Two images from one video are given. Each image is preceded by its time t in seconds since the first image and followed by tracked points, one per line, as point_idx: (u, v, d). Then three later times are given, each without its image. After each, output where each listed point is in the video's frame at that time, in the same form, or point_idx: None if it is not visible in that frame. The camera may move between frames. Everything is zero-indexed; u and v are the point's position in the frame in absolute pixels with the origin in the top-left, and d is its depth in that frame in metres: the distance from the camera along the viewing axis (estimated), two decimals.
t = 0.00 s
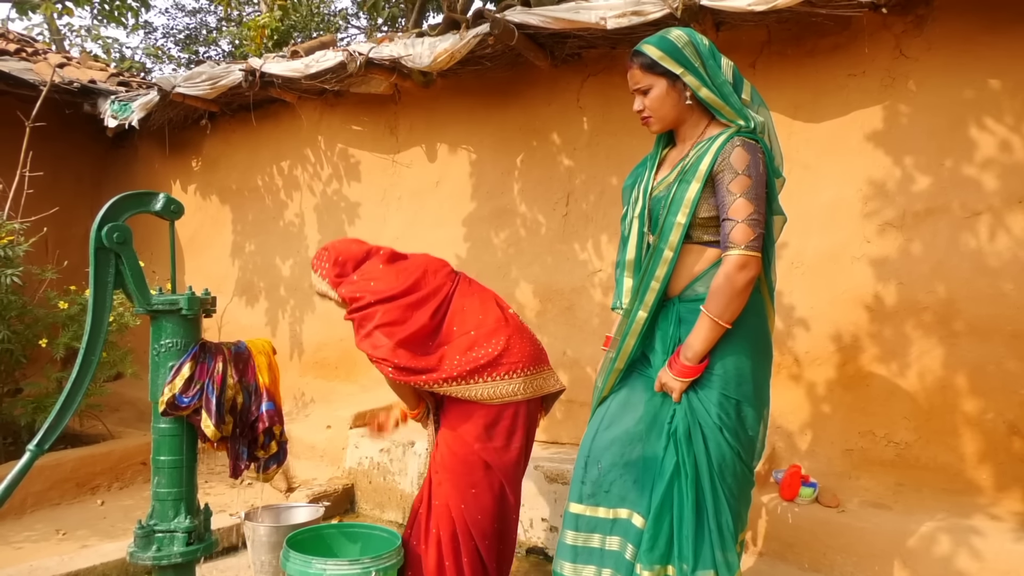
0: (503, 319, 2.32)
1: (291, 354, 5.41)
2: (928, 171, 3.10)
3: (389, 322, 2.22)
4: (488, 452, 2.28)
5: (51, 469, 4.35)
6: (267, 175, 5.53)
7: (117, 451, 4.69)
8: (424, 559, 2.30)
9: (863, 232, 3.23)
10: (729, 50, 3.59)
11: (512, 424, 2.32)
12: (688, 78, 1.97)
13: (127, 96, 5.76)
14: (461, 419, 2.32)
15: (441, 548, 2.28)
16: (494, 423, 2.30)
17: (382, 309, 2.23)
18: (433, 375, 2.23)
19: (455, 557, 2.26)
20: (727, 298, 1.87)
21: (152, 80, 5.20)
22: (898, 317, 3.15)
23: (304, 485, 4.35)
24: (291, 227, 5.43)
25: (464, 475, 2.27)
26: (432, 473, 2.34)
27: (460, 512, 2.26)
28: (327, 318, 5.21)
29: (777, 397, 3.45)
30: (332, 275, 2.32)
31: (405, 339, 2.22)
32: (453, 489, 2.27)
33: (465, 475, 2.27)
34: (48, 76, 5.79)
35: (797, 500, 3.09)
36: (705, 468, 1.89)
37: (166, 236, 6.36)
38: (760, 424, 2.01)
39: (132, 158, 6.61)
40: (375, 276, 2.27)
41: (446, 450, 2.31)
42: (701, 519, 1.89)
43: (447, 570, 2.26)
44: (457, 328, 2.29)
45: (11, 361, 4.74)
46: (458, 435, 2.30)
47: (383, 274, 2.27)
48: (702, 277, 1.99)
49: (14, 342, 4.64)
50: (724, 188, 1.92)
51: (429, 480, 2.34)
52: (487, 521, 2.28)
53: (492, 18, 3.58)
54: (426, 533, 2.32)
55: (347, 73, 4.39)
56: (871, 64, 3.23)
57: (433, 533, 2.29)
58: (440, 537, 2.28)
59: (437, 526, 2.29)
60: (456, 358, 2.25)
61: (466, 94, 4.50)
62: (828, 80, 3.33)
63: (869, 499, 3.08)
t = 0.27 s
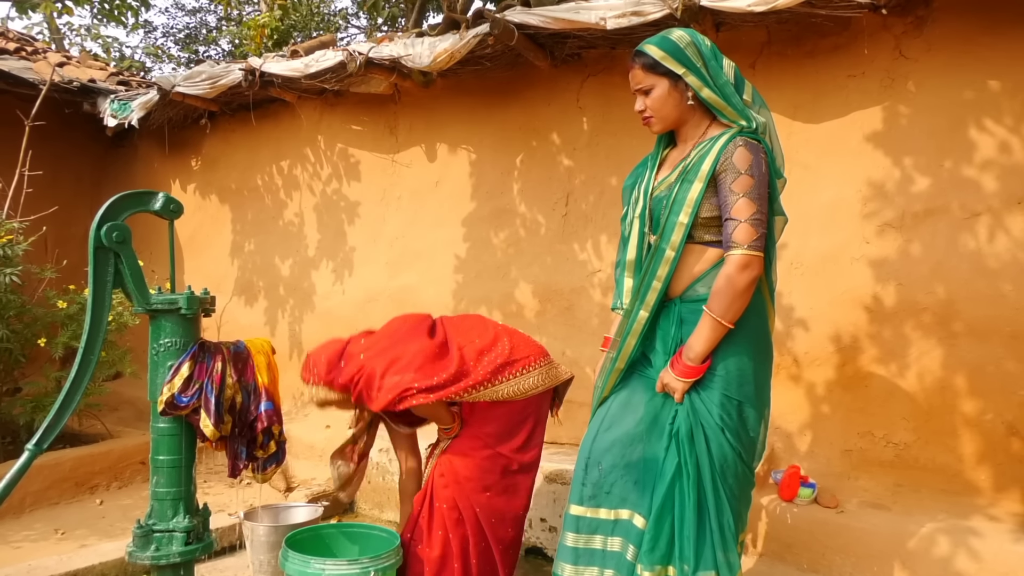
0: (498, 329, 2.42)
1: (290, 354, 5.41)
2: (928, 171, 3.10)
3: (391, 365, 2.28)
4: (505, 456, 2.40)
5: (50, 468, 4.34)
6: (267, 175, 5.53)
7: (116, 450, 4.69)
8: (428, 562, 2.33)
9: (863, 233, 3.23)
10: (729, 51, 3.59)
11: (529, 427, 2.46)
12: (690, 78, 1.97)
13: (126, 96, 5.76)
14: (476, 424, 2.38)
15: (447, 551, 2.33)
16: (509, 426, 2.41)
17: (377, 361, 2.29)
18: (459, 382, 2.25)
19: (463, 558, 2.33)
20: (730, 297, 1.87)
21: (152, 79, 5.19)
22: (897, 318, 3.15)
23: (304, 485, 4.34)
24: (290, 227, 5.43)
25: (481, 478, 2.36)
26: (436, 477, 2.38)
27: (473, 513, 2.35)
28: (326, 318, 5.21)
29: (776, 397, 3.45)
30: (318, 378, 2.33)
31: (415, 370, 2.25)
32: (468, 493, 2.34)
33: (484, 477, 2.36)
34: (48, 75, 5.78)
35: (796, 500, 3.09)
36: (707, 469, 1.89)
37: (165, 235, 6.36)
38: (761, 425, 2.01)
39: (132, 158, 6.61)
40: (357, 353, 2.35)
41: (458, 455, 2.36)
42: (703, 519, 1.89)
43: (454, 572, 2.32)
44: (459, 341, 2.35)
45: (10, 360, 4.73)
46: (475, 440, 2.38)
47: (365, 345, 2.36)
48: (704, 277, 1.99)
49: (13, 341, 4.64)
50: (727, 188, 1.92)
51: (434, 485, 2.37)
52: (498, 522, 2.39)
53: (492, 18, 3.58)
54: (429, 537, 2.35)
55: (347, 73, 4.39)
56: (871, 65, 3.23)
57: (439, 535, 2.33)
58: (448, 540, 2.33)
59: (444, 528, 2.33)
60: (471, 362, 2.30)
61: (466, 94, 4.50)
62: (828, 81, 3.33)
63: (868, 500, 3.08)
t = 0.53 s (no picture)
0: (496, 332, 2.44)
1: (289, 354, 5.40)
2: (927, 172, 3.10)
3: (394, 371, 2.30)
4: (510, 456, 2.40)
5: (49, 468, 4.34)
6: (266, 175, 5.53)
7: (115, 450, 4.69)
8: (429, 561, 2.33)
9: (862, 233, 3.23)
10: (728, 51, 3.59)
11: (532, 428, 2.46)
12: (692, 78, 1.97)
13: (126, 95, 5.75)
14: (481, 423, 2.39)
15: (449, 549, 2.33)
16: (515, 427, 2.41)
17: (376, 378, 2.29)
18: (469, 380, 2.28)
19: (464, 558, 2.33)
20: (731, 298, 1.87)
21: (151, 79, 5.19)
22: (896, 318, 3.15)
23: (303, 485, 4.35)
24: (290, 227, 5.42)
25: (486, 479, 2.36)
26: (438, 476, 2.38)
27: (477, 514, 2.35)
28: (326, 318, 5.21)
29: (776, 398, 3.45)
30: (322, 411, 2.34)
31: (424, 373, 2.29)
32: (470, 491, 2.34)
33: (488, 477, 2.36)
34: (47, 74, 5.78)
35: (795, 500, 3.10)
36: (706, 470, 1.89)
37: (165, 235, 6.36)
38: (760, 425, 2.01)
39: (131, 158, 6.61)
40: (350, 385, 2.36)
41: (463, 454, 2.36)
42: (702, 520, 1.89)
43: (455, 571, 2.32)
44: (458, 349, 2.38)
45: (9, 360, 4.73)
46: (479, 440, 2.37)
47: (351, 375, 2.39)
48: (704, 278, 1.99)
49: (12, 341, 4.64)
50: (728, 189, 1.92)
51: (436, 484, 2.36)
52: (501, 522, 2.40)
53: (491, 18, 3.58)
54: (430, 537, 2.35)
55: (347, 73, 4.39)
56: (870, 65, 3.23)
57: (441, 535, 2.33)
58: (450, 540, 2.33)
59: (446, 527, 2.33)
60: (470, 363, 2.31)
61: (465, 94, 4.50)
62: (828, 81, 3.33)
63: (867, 500, 3.08)
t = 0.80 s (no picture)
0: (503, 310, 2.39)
1: (288, 355, 5.40)
2: (926, 172, 3.10)
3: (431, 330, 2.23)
4: (508, 447, 2.40)
5: (48, 469, 4.34)
6: (265, 175, 5.53)
7: (114, 451, 4.68)
8: (435, 554, 2.28)
9: (861, 233, 3.23)
10: (727, 51, 3.59)
11: (528, 419, 2.47)
12: (690, 78, 1.97)
13: (125, 96, 5.75)
14: (480, 414, 2.38)
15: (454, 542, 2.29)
16: (513, 419, 2.42)
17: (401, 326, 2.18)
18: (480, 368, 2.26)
19: (469, 550, 2.29)
20: (728, 299, 1.88)
21: (150, 79, 5.19)
22: (895, 318, 3.15)
23: (302, 485, 4.35)
24: (289, 227, 5.42)
25: (487, 469, 2.34)
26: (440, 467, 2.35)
27: (481, 505, 2.32)
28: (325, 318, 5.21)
29: (775, 397, 3.46)
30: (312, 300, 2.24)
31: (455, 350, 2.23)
32: (472, 481, 2.32)
33: (488, 467, 2.35)
34: (46, 75, 5.78)
35: (794, 500, 3.10)
36: (703, 469, 1.89)
37: (164, 236, 6.36)
38: (758, 425, 2.01)
39: (130, 158, 6.61)
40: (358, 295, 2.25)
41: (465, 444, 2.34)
42: (699, 520, 1.89)
43: (460, 564, 2.28)
44: (470, 324, 2.31)
45: (8, 361, 4.73)
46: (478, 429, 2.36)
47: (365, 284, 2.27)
48: (702, 278, 1.99)
49: (10, 342, 4.64)
50: (726, 190, 1.92)
51: (439, 476, 2.34)
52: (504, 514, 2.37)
53: (490, 18, 3.58)
54: (435, 529, 2.31)
55: (346, 73, 4.39)
56: (868, 66, 3.23)
57: (447, 527, 2.29)
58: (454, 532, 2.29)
59: (452, 520, 2.29)
60: (482, 347, 2.28)
61: (464, 94, 4.50)
62: (826, 81, 3.33)
63: (867, 500, 3.09)
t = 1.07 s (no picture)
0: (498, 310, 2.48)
1: (288, 355, 5.40)
2: (925, 171, 3.11)
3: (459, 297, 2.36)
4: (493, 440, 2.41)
5: (47, 469, 4.34)
6: (264, 175, 5.53)
7: (113, 451, 4.68)
8: (429, 547, 2.29)
9: (860, 233, 3.23)
10: (726, 51, 3.59)
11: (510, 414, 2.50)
12: (687, 78, 1.97)
13: (124, 97, 5.75)
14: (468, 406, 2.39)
15: (444, 536, 2.29)
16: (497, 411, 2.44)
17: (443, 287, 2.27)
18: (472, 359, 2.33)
19: (459, 543, 2.29)
20: (727, 300, 1.88)
21: (149, 80, 5.19)
22: (894, 318, 3.15)
23: (302, 485, 4.35)
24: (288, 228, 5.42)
25: (473, 460, 2.34)
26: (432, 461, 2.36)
27: (470, 499, 2.32)
28: (324, 318, 5.21)
29: (774, 397, 3.46)
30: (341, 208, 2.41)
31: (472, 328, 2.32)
32: (461, 474, 2.32)
33: (475, 460, 2.35)
34: (45, 76, 5.78)
35: (794, 500, 3.10)
36: (702, 469, 1.89)
37: (163, 236, 6.35)
38: (756, 425, 2.01)
39: (129, 159, 6.61)
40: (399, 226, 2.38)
41: (455, 437, 2.35)
42: (698, 520, 1.89)
43: (451, 557, 2.27)
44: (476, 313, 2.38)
45: (7, 361, 4.72)
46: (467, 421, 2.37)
47: (402, 220, 2.43)
48: (701, 278, 1.99)
49: (10, 343, 4.63)
50: (725, 191, 1.92)
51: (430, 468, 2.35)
52: (489, 505, 2.37)
53: (489, 18, 3.58)
54: (426, 524, 2.31)
55: (345, 73, 4.39)
56: (867, 65, 3.23)
57: (438, 521, 2.30)
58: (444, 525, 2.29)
59: (442, 514, 2.30)
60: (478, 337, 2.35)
61: (463, 94, 4.50)
62: (825, 81, 3.33)
63: (866, 499, 3.09)
